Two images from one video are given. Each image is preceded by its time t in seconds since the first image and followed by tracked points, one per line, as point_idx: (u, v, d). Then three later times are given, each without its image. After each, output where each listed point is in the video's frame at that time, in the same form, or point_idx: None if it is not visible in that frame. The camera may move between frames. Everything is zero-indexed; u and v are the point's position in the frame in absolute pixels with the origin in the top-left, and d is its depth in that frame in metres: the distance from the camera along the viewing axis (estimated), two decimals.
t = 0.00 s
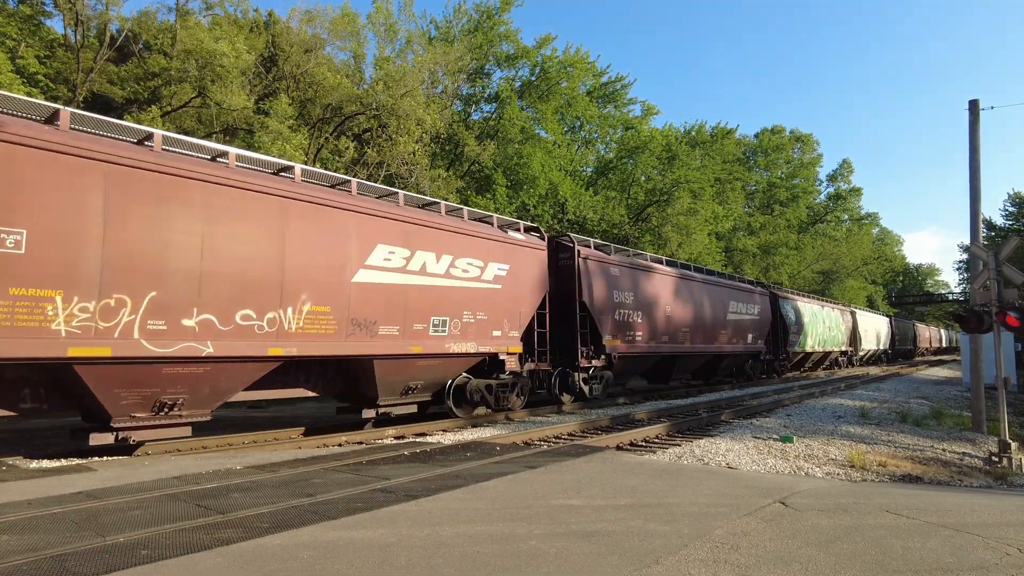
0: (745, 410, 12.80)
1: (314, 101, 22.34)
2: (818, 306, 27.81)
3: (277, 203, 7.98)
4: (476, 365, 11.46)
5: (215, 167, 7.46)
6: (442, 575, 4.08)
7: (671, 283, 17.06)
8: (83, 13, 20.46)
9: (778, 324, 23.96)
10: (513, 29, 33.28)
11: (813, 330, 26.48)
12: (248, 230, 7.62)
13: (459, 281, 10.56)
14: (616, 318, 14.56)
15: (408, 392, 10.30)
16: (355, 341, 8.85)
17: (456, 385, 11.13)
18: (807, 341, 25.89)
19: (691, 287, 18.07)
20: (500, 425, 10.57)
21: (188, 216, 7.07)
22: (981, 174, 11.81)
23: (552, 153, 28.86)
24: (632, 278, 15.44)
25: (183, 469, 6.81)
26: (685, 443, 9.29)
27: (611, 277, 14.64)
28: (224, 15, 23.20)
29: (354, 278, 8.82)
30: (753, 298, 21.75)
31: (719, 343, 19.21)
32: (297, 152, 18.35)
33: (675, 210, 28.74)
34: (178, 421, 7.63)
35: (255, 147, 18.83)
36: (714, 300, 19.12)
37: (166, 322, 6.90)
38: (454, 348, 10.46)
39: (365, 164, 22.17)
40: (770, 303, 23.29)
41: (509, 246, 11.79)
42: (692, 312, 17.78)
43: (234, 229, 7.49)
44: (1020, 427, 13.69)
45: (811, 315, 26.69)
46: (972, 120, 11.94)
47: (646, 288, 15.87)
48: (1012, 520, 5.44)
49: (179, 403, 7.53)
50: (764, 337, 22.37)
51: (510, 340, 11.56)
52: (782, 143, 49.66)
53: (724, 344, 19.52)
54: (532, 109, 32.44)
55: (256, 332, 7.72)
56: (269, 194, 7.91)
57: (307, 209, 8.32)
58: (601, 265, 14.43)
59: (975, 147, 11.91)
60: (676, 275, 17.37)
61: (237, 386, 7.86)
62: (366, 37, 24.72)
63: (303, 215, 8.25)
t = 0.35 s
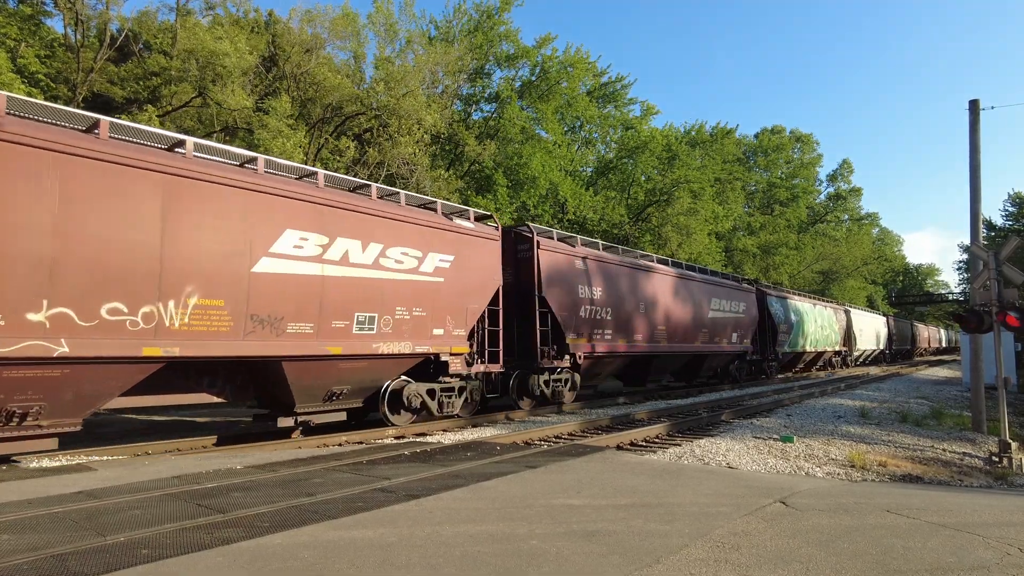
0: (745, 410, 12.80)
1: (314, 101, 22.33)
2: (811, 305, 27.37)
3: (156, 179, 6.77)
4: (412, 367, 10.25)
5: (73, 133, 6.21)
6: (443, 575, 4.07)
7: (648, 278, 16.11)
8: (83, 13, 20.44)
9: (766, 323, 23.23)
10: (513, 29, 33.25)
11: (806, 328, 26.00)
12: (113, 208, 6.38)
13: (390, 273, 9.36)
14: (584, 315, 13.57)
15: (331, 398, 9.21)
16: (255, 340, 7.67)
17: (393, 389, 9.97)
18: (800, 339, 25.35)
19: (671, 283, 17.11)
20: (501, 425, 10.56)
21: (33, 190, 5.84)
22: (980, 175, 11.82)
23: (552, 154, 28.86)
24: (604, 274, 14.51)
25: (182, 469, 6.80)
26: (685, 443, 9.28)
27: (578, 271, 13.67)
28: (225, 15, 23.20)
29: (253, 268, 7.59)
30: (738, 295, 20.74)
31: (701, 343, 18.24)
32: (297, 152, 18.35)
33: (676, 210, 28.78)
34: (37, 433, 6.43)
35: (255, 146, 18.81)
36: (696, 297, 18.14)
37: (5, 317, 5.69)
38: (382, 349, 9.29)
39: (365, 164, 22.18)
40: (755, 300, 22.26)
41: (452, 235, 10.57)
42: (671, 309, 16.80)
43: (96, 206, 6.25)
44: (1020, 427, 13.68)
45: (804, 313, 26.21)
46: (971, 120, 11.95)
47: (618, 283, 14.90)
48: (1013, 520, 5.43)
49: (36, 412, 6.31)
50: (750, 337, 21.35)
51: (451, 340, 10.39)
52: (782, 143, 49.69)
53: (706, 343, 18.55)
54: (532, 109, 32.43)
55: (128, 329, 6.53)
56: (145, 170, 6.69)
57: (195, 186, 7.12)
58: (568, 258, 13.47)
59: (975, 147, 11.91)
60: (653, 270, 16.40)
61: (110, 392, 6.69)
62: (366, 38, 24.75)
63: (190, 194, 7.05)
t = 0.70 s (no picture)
0: (745, 411, 12.82)
1: (314, 101, 22.35)
2: (803, 303, 26.73)
3: None
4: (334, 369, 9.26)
5: None
6: (443, 575, 4.08)
7: (620, 274, 15.06)
8: (83, 13, 20.44)
9: (753, 322, 22.37)
10: (513, 30, 33.25)
11: (797, 328, 25.31)
12: None
13: (303, 262, 8.34)
14: (546, 313, 12.53)
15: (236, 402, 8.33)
16: (125, 338, 6.65)
17: (311, 395, 8.95)
18: (790, 340, 24.65)
19: (647, 279, 16.07)
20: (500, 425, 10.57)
21: None
22: (980, 175, 11.83)
23: (553, 154, 28.88)
24: (570, 269, 13.47)
25: (182, 470, 6.80)
26: (685, 443, 9.29)
27: (539, 265, 12.59)
28: (225, 15, 23.21)
29: (123, 254, 6.60)
30: (721, 292, 19.75)
31: (681, 343, 17.23)
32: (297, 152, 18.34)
33: (675, 210, 28.79)
34: None
35: (254, 146, 18.82)
36: (675, 294, 17.10)
37: None
38: (291, 350, 8.27)
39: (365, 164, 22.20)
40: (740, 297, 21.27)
41: (384, 221, 9.59)
42: (647, 307, 15.76)
43: None
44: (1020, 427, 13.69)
45: (795, 312, 25.51)
46: (971, 121, 11.96)
47: (586, 279, 13.85)
48: (1013, 520, 5.43)
49: None
50: (734, 337, 20.35)
51: (377, 341, 9.38)
52: (782, 143, 49.72)
53: (687, 343, 17.53)
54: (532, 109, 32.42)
55: None
56: None
57: (47, 156, 6.12)
58: (528, 250, 12.39)
59: (975, 147, 11.92)
60: (627, 265, 15.37)
61: None
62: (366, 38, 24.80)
63: (41, 166, 6.05)
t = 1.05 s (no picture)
0: (745, 411, 12.82)
1: (314, 101, 22.36)
2: (794, 302, 25.68)
3: None
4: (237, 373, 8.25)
5: None
6: (442, 575, 4.08)
7: (588, 268, 13.97)
8: (82, 13, 20.45)
9: (738, 322, 21.25)
10: (513, 30, 33.26)
11: (788, 328, 24.22)
12: None
13: (187, 249, 7.35)
14: (500, 311, 11.41)
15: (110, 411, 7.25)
16: None
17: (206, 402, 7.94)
18: (781, 340, 23.60)
19: (619, 274, 14.99)
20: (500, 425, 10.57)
21: None
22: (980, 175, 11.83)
23: (552, 154, 28.90)
24: (531, 262, 12.36)
25: (182, 470, 6.80)
26: (684, 443, 9.29)
27: (493, 258, 11.46)
28: (225, 15, 23.22)
29: None
30: (704, 288, 18.69)
31: (657, 342, 16.15)
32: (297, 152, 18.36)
33: (675, 210, 28.81)
34: None
35: (253, 147, 18.83)
36: (651, 290, 16.03)
37: None
38: (171, 349, 7.22)
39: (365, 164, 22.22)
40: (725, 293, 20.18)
41: (287, 202, 8.50)
42: (619, 303, 14.69)
43: None
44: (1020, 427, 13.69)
45: (786, 311, 24.47)
46: (971, 121, 11.97)
47: (549, 274, 12.74)
48: (1012, 520, 5.43)
49: None
50: (718, 336, 19.27)
51: (284, 340, 8.38)
52: (781, 143, 49.75)
53: (665, 342, 16.45)
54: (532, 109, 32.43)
55: None
56: None
57: None
58: (479, 241, 11.25)
59: (974, 147, 11.92)
60: (596, 259, 14.28)
61: None
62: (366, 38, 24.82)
63: None
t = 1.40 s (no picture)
0: (745, 411, 12.83)
1: (314, 101, 22.38)
2: (783, 300, 24.66)
3: None
4: (110, 375, 7.15)
5: None
6: (441, 575, 4.08)
7: (549, 261, 12.89)
8: (83, 13, 20.46)
9: (721, 320, 20.16)
10: (513, 30, 33.27)
11: (777, 327, 23.10)
12: None
13: (31, 231, 6.25)
14: (440, 306, 10.32)
15: None
16: None
17: (69, 411, 6.82)
18: (769, 340, 22.49)
19: (584, 268, 13.90)
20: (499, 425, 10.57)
21: None
22: (980, 175, 11.83)
23: (552, 154, 28.93)
24: (481, 253, 11.28)
25: (181, 470, 6.81)
26: (684, 443, 9.30)
27: (433, 247, 10.35)
28: (225, 15, 23.23)
29: None
30: (683, 285, 17.62)
31: (628, 342, 15.04)
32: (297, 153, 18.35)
33: (675, 210, 28.83)
34: None
35: (251, 147, 18.84)
36: (621, 285, 14.96)
37: None
38: (10, 349, 6.12)
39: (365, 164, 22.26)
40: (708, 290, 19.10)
41: (174, 180, 7.42)
42: (583, 299, 13.59)
43: None
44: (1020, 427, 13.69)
45: (775, 310, 23.38)
46: (971, 121, 11.98)
47: (502, 266, 11.65)
48: (1011, 520, 5.43)
49: None
50: (699, 336, 18.13)
51: (164, 339, 7.23)
52: (781, 143, 49.77)
53: (637, 342, 15.33)
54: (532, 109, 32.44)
55: None
56: None
57: None
58: (415, 228, 10.12)
59: (974, 146, 11.92)
60: (558, 251, 13.21)
61: None
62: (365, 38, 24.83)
63: None
